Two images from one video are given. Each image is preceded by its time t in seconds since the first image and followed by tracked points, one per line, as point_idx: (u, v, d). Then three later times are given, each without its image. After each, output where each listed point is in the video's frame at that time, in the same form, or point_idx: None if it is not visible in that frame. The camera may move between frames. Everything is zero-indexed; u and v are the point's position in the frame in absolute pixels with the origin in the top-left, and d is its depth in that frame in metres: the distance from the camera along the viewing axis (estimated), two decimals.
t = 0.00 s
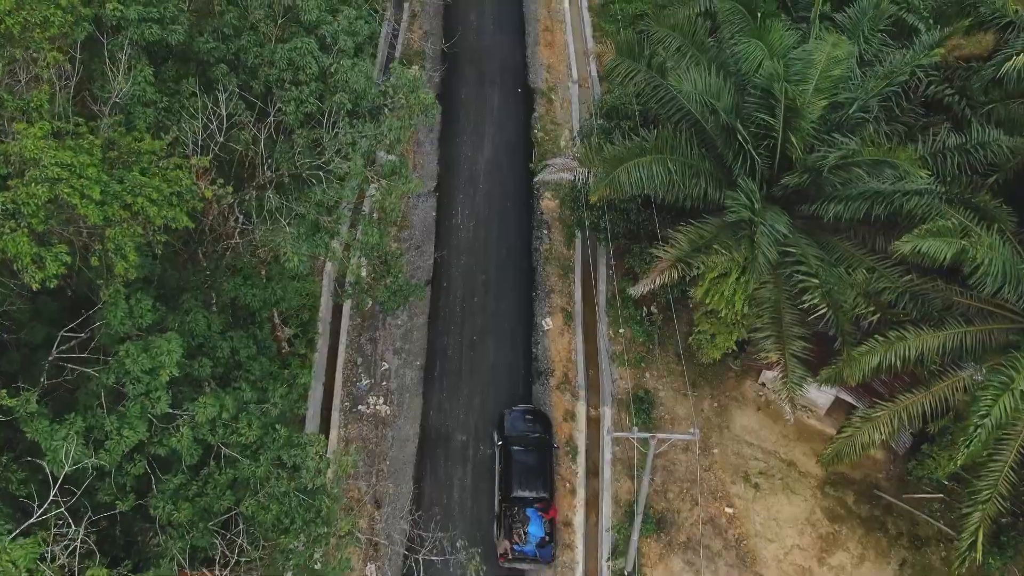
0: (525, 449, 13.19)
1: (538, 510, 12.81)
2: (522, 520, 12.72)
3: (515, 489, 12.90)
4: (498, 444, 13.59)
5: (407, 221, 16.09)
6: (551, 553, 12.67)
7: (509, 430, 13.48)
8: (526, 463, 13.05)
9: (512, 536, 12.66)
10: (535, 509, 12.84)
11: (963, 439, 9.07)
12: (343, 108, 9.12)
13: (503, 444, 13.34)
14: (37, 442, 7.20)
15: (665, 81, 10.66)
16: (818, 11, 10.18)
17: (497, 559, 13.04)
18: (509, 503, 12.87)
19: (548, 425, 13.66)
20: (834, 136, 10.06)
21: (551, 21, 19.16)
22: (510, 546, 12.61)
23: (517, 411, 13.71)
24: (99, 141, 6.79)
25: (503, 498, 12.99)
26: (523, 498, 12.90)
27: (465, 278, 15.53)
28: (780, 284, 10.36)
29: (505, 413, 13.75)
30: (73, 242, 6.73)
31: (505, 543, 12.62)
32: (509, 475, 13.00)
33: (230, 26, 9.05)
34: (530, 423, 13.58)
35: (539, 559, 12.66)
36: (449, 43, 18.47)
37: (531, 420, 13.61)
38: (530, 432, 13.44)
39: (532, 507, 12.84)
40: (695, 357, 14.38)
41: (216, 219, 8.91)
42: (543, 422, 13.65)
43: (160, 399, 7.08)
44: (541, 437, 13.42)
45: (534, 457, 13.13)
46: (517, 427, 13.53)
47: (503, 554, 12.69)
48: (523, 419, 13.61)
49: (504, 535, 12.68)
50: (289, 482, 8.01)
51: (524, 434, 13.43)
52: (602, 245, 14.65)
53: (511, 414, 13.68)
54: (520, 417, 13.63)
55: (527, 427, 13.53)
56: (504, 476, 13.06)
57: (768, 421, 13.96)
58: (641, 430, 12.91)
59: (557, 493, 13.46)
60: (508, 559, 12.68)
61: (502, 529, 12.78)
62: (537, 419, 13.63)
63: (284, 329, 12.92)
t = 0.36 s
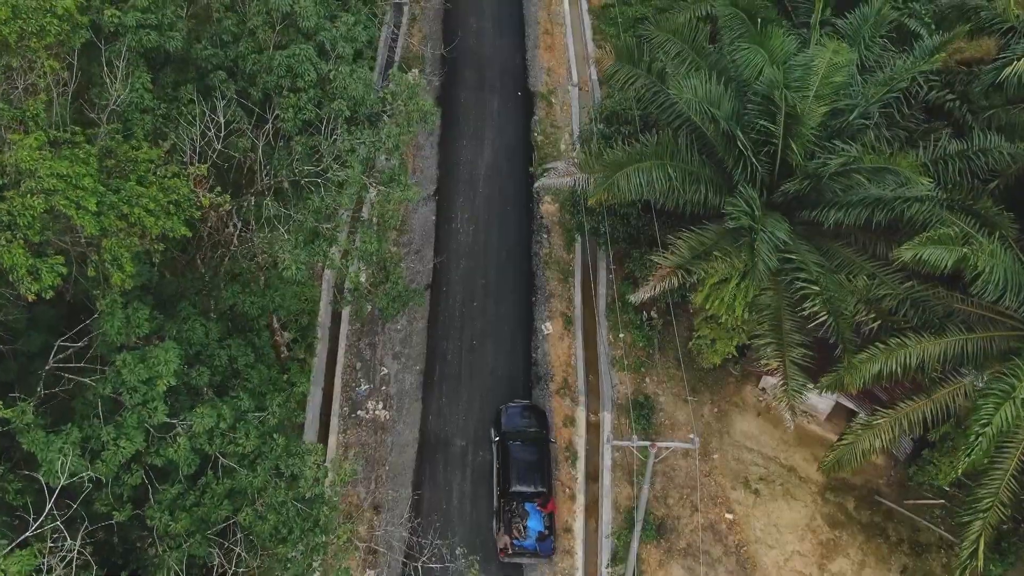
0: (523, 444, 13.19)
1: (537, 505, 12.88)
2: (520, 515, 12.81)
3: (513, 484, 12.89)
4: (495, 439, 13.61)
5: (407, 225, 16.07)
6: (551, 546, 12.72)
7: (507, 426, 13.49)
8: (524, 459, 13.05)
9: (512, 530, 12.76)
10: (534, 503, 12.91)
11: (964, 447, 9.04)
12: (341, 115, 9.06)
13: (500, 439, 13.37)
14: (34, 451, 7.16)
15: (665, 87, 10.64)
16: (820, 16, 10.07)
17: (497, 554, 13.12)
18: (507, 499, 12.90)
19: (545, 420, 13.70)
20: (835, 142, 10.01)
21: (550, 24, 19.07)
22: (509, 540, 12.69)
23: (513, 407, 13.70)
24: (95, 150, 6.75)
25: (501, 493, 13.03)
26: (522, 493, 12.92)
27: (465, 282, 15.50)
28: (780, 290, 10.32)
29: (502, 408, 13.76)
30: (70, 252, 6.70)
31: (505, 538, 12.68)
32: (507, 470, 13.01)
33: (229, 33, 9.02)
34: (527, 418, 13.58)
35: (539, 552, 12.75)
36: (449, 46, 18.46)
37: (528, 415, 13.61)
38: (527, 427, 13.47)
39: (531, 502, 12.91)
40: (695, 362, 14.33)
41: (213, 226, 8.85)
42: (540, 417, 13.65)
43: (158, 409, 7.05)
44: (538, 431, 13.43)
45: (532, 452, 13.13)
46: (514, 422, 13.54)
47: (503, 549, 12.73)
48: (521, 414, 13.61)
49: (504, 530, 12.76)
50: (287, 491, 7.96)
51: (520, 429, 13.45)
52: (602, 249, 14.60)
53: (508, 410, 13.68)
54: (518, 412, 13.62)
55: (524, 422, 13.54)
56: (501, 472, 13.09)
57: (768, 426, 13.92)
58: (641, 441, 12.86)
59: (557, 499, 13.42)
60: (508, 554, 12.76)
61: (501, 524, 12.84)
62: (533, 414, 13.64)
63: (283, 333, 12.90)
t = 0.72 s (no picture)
0: (520, 439, 13.20)
1: (535, 499, 12.90)
2: (518, 510, 12.84)
3: (511, 479, 12.88)
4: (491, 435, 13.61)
5: (407, 230, 16.04)
6: (550, 540, 12.73)
7: (503, 421, 13.51)
8: (521, 453, 13.05)
9: (511, 526, 12.75)
10: (531, 498, 12.94)
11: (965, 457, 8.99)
12: (339, 124, 8.99)
13: (497, 435, 13.38)
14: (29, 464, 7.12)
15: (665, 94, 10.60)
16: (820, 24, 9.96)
17: (495, 550, 13.11)
18: (505, 493, 12.91)
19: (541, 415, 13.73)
20: (836, 151, 9.95)
21: (550, 27, 19.01)
22: (508, 535, 12.69)
23: (509, 403, 13.71)
24: (92, 161, 6.71)
25: (499, 489, 13.05)
26: (519, 488, 12.92)
27: (465, 287, 15.46)
28: (780, 298, 10.26)
29: (498, 405, 13.77)
30: (65, 264, 6.66)
31: (504, 533, 12.69)
32: (505, 465, 13.00)
33: (226, 41, 8.98)
34: (523, 414, 13.59)
35: (538, 546, 12.75)
36: (448, 50, 18.41)
37: (525, 410, 13.61)
38: (523, 422, 13.45)
39: (528, 496, 12.93)
40: (695, 368, 14.28)
41: (211, 235, 8.82)
42: (536, 412, 13.67)
43: (154, 422, 7.02)
44: (535, 426, 13.45)
45: (529, 446, 13.13)
46: (511, 417, 13.56)
47: (503, 544, 12.71)
48: (517, 409, 13.63)
49: (503, 525, 12.76)
50: (285, 503, 7.91)
51: (516, 424, 13.45)
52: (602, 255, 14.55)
53: (504, 405, 13.70)
54: (514, 407, 13.65)
55: (520, 417, 13.54)
56: (499, 467, 13.09)
57: (768, 432, 13.87)
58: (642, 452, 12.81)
59: (557, 506, 13.38)
60: (508, 549, 12.73)
61: (500, 520, 12.86)
62: (529, 408, 13.66)
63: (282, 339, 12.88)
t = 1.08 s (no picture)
0: (517, 432, 13.27)
1: (533, 492, 12.93)
2: (517, 503, 12.88)
3: (508, 472, 12.93)
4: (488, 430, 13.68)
5: (406, 236, 16.02)
6: (548, 532, 12.76)
7: (500, 415, 13.57)
8: (518, 446, 13.10)
9: (509, 519, 12.78)
10: (529, 491, 12.96)
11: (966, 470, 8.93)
12: (337, 134, 8.91)
13: (494, 429, 13.43)
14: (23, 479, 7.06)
15: (664, 102, 10.56)
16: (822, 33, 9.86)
17: (495, 544, 13.14)
18: (503, 487, 12.94)
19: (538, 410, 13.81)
20: (837, 161, 9.88)
21: (550, 32, 18.95)
22: (507, 529, 12.71)
23: (506, 397, 13.80)
24: (87, 176, 6.65)
25: (496, 483, 13.09)
26: (517, 482, 12.96)
27: (464, 294, 15.42)
28: (781, 308, 10.18)
29: (495, 399, 13.85)
30: (59, 280, 6.60)
31: (502, 527, 12.72)
32: (502, 458, 13.04)
33: (223, 50, 8.93)
34: (520, 409, 13.66)
35: (536, 540, 12.77)
36: (448, 55, 18.39)
37: (521, 404, 13.70)
38: (520, 416, 13.54)
39: (527, 490, 12.95)
40: (695, 375, 14.22)
41: (207, 246, 8.77)
42: (534, 407, 13.75)
43: (150, 437, 6.97)
44: (531, 420, 13.53)
45: (526, 440, 13.19)
46: (507, 411, 13.65)
47: (502, 538, 12.73)
48: (513, 403, 13.71)
49: (501, 519, 12.80)
50: (281, 518, 7.84)
51: (513, 418, 13.53)
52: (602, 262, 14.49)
53: (501, 400, 13.78)
54: (510, 402, 13.73)
55: (517, 412, 13.62)
56: (496, 461, 13.14)
57: (769, 440, 13.80)
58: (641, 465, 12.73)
59: (556, 514, 13.32)
60: (507, 543, 12.74)
61: (498, 514, 12.89)
62: (526, 403, 13.74)
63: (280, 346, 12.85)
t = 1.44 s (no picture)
0: (514, 425, 13.44)
1: (530, 485, 13.02)
2: (515, 496, 12.96)
3: (506, 465, 13.08)
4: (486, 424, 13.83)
5: (405, 243, 15.97)
6: (546, 524, 12.84)
7: (498, 409, 13.72)
8: (515, 439, 13.26)
9: (507, 512, 12.87)
10: (527, 483, 13.06)
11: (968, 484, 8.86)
12: (334, 145, 8.83)
13: (491, 423, 13.59)
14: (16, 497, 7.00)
15: (664, 111, 10.49)
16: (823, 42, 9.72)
17: (494, 538, 13.21)
18: (501, 480, 13.06)
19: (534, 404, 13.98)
20: (837, 171, 9.81)
21: (550, 37, 18.85)
22: (505, 521, 12.79)
23: (503, 391, 13.93)
24: (80, 191, 6.59)
25: (494, 476, 13.20)
26: (515, 474, 13.09)
27: (463, 301, 15.37)
28: (781, 320, 10.12)
29: (492, 393, 14.00)
30: (52, 296, 6.54)
31: (500, 519, 12.80)
32: (499, 451, 13.19)
33: (220, 61, 8.89)
34: (517, 403, 13.82)
35: (534, 532, 12.82)
36: (448, 60, 18.32)
37: (519, 398, 13.85)
38: (517, 410, 13.70)
39: (524, 482, 13.06)
40: (695, 383, 14.15)
41: (204, 258, 8.73)
42: (531, 401, 13.89)
43: (145, 453, 6.92)
44: (528, 413, 13.70)
45: (523, 432, 13.34)
46: (504, 404, 13.81)
47: (499, 530, 12.84)
48: (511, 397, 13.86)
49: (499, 512, 12.89)
50: (277, 533, 7.77)
51: (510, 412, 13.69)
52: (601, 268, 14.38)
53: (498, 394, 13.91)
54: (507, 395, 13.89)
55: (514, 406, 13.78)
56: (493, 454, 13.28)
57: (769, 448, 13.72)
58: (641, 477, 12.66)
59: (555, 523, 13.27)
60: (505, 535, 12.82)
61: (496, 507, 12.99)
62: (523, 396, 13.92)
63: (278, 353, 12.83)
